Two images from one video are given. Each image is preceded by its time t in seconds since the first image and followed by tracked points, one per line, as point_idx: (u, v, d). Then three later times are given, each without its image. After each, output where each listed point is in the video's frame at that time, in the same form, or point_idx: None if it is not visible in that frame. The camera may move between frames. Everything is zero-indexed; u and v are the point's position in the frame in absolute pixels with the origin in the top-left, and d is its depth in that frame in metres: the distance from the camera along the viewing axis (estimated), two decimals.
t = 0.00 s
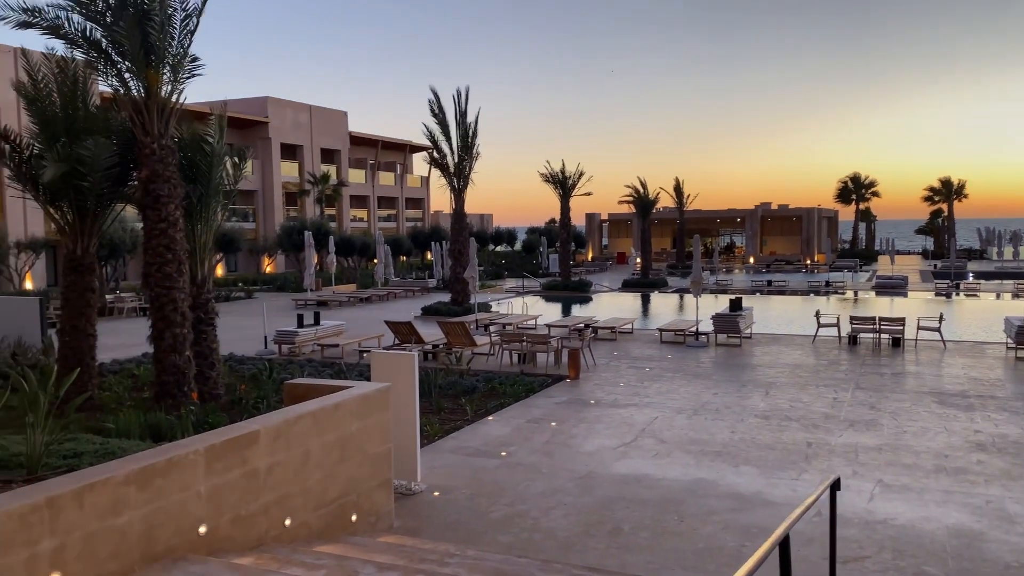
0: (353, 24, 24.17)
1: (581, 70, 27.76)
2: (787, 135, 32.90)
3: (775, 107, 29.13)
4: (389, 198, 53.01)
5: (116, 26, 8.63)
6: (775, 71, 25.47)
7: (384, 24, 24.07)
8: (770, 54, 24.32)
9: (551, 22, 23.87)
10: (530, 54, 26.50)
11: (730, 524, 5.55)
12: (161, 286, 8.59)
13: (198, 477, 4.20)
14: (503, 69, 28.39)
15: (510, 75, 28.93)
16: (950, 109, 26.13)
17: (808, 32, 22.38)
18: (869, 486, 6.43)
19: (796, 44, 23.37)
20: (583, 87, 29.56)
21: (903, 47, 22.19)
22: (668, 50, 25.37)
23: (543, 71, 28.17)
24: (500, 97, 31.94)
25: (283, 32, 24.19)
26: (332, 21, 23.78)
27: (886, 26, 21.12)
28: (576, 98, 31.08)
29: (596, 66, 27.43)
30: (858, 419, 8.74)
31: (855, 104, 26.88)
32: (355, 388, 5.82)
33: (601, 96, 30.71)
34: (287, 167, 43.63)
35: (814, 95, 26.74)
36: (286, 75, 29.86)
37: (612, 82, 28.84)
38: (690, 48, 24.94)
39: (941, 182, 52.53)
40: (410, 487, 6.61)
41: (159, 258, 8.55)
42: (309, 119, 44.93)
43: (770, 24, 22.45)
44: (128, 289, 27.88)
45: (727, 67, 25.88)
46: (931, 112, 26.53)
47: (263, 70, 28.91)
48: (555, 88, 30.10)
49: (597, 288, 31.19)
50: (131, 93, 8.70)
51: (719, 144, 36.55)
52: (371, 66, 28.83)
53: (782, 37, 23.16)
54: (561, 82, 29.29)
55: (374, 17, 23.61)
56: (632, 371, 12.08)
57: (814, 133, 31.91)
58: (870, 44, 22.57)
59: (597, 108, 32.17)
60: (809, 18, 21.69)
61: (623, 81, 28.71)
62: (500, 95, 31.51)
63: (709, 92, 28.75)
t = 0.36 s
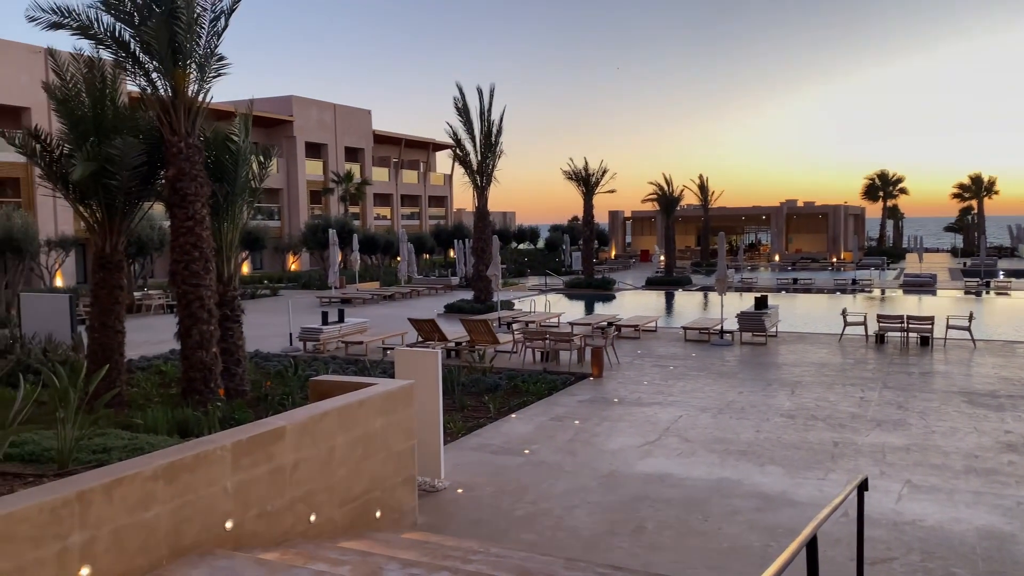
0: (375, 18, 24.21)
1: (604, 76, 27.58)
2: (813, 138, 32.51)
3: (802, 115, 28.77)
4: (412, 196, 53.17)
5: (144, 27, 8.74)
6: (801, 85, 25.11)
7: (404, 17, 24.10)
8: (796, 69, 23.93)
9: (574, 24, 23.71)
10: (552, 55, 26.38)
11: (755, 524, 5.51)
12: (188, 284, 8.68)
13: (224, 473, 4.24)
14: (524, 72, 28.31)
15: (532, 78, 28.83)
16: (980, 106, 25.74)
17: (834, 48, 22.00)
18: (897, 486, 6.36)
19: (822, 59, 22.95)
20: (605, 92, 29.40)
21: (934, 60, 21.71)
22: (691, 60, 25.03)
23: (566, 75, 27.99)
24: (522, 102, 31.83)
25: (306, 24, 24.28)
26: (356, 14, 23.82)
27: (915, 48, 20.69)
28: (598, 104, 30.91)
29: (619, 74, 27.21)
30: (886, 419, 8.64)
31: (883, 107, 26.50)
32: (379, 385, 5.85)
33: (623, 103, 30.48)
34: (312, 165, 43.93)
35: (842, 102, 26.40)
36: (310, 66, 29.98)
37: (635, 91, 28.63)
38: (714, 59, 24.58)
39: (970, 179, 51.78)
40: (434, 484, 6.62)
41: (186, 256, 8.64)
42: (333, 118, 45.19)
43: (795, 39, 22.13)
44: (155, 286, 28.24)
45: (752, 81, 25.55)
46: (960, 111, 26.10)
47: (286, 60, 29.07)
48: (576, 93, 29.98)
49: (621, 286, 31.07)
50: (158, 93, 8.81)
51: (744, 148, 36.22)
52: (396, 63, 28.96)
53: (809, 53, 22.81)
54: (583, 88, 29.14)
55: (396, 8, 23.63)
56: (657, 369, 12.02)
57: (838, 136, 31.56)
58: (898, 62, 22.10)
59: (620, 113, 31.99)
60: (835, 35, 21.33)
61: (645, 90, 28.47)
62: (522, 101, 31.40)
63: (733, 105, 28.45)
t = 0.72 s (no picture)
0: (395, 15, 24.27)
1: (622, 76, 27.48)
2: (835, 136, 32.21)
3: (823, 113, 28.54)
4: (432, 194, 53.30)
5: (167, 27, 8.80)
6: (822, 86, 24.89)
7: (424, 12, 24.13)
8: (818, 69, 23.68)
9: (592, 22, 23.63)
10: (572, 54, 26.33)
11: (778, 525, 5.46)
12: (210, 282, 8.75)
13: (246, 470, 4.27)
14: (544, 71, 28.27)
15: (552, 77, 28.80)
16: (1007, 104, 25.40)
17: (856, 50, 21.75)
18: (921, 487, 6.29)
19: (842, 61, 22.72)
20: (625, 92, 29.28)
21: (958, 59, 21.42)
22: (710, 60, 24.87)
23: (585, 74, 27.91)
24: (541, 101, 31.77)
25: (326, 21, 24.39)
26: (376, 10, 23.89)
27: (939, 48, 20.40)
28: (618, 104, 30.79)
29: (638, 74, 27.10)
30: (910, 419, 8.55)
31: (906, 105, 26.20)
32: (399, 383, 5.87)
33: (642, 104, 30.35)
34: (332, 164, 44.14)
35: (864, 101, 26.12)
36: (331, 63, 30.11)
37: (653, 90, 28.51)
38: (733, 59, 24.43)
39: (996, 177, 51.12)
40: (453, 482, 6.63)
41: (209, 254, 8.71)
42: (354, 117, 45.37)
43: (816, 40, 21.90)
44: (178, 284, 28.52)
45: (772, 81, 25.35)
46: (984, 110, 25.76)
47: (307, 57, 29.22)
48: (595, 93, 29.90)
49: (640, 284, 30.97)
50: (181, 92, 8.89)
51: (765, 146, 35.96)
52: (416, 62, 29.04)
53: (830, 55, 22.58)
54: (602, 87, 29.04)
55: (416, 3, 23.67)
56: (677, 369, 11.96)
57: (861, 134, 31.26)
58: (922, 62, 21.81)
59: (640, 114, 31.85)
60: (857, 37, 21.09)
61: (664, 90, 28.33)
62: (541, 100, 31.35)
63: (753, 105, 28.25)
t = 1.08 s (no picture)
0: (418, 17, 24.31)
1: (645, 80, 27.33)
2: (861, 136, 31.84)
3: (849, 114, 28.20)
4: (454, 194, 53.40)
5: (194, 28, 8.87)
6: (849, 86, 24.61)
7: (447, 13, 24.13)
8: (843, 71, 23.39)
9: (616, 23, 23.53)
10: (595, 57, 26.22)
11: (803, 526, 5.42)
12: (235, 281, 8.83)
13: (271, 467, 4.30)
14: (566, 75, 28.20)
15: (574, 81, 28.72)
16: None
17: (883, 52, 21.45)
18: (949, 490, 6.21)
19: (869, 65, 22.43)
20: (648, 96, 29.12)
21: (987, 58, 21.09)
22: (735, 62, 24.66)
23: (608, 78, 27.80)
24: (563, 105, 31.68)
25: (350, 22, 24.48)
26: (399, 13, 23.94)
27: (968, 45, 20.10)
28: (641, 108, 30.62)
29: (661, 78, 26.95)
30: (937, 421, 8.43)
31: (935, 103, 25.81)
32: (421, 381, 5.88)
33: (665, 108, 30.18)
34: (355, 164, 44.37)
35: (892, 98, 25.80)
36: (354, 66, 30.26)
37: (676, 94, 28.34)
38: (758, 60, 24.22)
39: None
40: (475, 480, 6.64)
41: (234, 253, 8.79)
42: (377, 116, 45.57)
43: (843, 40, 21.63)
44: (204, 283, 28.82)
45: (796, 83, 25.11)
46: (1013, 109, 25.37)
47: (331, 59, 29.36)
48: (617, 97, 29.79)
49: (663, 284, 30.81)
50: (207, 93, 8.98)
51: (789, 147, 35.63)
52: (439, 62, 29.10)
53: (856, 56, 22.34)
54: (625, 91, 28.91)
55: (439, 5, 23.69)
56: (700, 368, 11.90)
57: (887, 133, 30.86)
58: (951, 58, 21.47)
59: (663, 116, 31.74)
60: (884, 39, 20.81)
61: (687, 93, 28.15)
62: (563, 104, 31.26)
63: (777, 107, 28.01)
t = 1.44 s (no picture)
0: (441, 17, 24.36)
1: (669, 79, 27.20)
2: (888, 134, 31.49)
3: (876, 112, 27.90)
4: (476, 194, 53.49)
5: (218, 29, 8.95)
6: (875, 84, 24.35)
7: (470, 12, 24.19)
8: (870, 70, 23.14)
9: (638, 19, 23.47)
10: (618, 57, 26.13)
11: (828, 530, 5.36)
12: (260, 280, 8.90)
13: (295, 465, 4.33)
14: (590, 78, 28.13)
15: (597, 83, 28.65)
16: None
17: (911, 49, 21.17)
18: (977, 494, 6.12)
19: (896, 63, 22.18)
20: (671, 96, 28.99)
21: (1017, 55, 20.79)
22: (759, 59, 24.47)
23: (631, 78, 27.71)
24: (585, 106, 31.61)
25: (373, 23, 24.60)
26: (422, 14, 24.03)
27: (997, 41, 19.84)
28: (664, 108, 30.49)
29: (685, 77, 26.82)
30: (965, 423, 8.32)
31: (962, 101, 25.48)
32: (443, 381, 5.89)
33: (688, 108, 30.03)
34: (378, 164, 44.58)
35: (919, 96, 25.51)
36: (377, 69, 30.44)
37: (700, 94, 28.20)
38: (783, 58, 24.01)
39: None
40: (497, 480, 6.64)
41: (259, 253, 8.86)
42: (399, 117, 45.75)
43: (869, 37, 21.42)
44: (228, 283, 29.12)
45: (822, 83, 24.88)
46: None
47: (353, 62, 29.54)
48: (639, 98, 29.64)
49: (686, 284, 30.66)
50: (232, 93, 9.07)
51: (814, 147, 35.32)
52: (462, 63, 29.16)
53: (884, 55, 22.11)
54: (649, 91, 28.78)
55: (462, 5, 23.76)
56: (723, 369, 11.82)
57: (914, 131, 30.52)
58: (981, 54, 21.16)
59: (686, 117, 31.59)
60: (910, 37, 20.61)
61: (711, 94, 27.98)
62: (585, 105, 31.19)
63: (804, 107, 27.77)
